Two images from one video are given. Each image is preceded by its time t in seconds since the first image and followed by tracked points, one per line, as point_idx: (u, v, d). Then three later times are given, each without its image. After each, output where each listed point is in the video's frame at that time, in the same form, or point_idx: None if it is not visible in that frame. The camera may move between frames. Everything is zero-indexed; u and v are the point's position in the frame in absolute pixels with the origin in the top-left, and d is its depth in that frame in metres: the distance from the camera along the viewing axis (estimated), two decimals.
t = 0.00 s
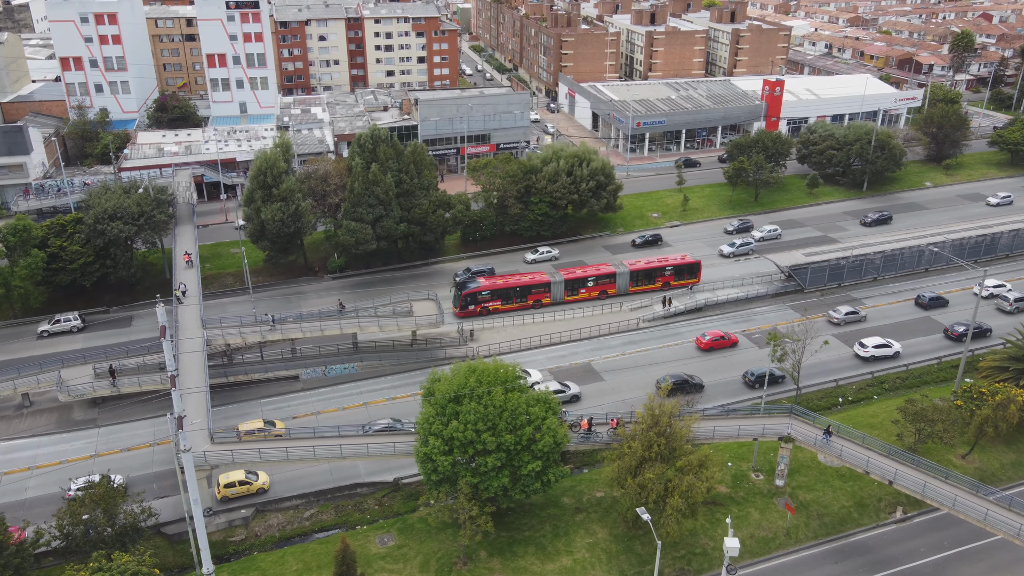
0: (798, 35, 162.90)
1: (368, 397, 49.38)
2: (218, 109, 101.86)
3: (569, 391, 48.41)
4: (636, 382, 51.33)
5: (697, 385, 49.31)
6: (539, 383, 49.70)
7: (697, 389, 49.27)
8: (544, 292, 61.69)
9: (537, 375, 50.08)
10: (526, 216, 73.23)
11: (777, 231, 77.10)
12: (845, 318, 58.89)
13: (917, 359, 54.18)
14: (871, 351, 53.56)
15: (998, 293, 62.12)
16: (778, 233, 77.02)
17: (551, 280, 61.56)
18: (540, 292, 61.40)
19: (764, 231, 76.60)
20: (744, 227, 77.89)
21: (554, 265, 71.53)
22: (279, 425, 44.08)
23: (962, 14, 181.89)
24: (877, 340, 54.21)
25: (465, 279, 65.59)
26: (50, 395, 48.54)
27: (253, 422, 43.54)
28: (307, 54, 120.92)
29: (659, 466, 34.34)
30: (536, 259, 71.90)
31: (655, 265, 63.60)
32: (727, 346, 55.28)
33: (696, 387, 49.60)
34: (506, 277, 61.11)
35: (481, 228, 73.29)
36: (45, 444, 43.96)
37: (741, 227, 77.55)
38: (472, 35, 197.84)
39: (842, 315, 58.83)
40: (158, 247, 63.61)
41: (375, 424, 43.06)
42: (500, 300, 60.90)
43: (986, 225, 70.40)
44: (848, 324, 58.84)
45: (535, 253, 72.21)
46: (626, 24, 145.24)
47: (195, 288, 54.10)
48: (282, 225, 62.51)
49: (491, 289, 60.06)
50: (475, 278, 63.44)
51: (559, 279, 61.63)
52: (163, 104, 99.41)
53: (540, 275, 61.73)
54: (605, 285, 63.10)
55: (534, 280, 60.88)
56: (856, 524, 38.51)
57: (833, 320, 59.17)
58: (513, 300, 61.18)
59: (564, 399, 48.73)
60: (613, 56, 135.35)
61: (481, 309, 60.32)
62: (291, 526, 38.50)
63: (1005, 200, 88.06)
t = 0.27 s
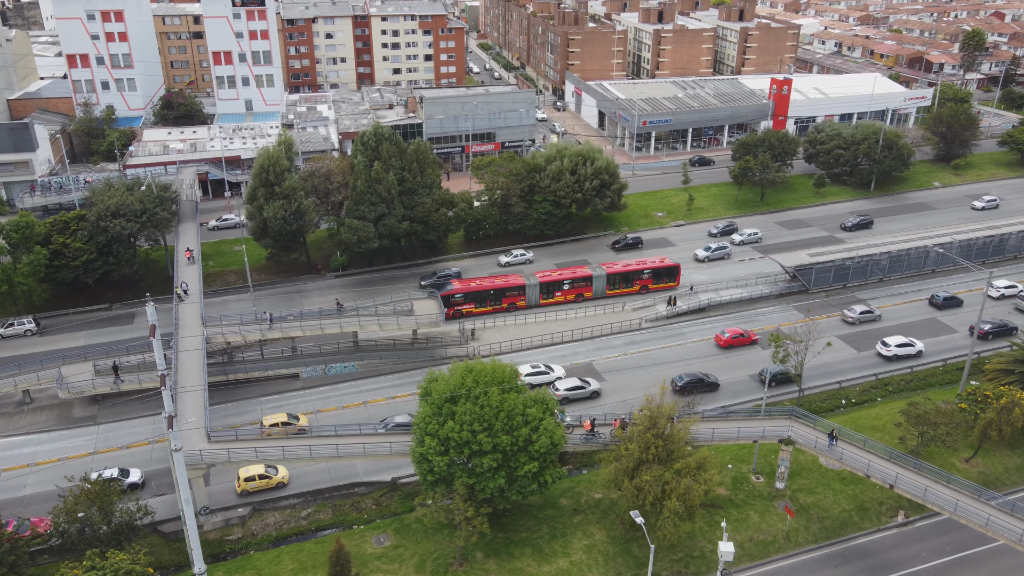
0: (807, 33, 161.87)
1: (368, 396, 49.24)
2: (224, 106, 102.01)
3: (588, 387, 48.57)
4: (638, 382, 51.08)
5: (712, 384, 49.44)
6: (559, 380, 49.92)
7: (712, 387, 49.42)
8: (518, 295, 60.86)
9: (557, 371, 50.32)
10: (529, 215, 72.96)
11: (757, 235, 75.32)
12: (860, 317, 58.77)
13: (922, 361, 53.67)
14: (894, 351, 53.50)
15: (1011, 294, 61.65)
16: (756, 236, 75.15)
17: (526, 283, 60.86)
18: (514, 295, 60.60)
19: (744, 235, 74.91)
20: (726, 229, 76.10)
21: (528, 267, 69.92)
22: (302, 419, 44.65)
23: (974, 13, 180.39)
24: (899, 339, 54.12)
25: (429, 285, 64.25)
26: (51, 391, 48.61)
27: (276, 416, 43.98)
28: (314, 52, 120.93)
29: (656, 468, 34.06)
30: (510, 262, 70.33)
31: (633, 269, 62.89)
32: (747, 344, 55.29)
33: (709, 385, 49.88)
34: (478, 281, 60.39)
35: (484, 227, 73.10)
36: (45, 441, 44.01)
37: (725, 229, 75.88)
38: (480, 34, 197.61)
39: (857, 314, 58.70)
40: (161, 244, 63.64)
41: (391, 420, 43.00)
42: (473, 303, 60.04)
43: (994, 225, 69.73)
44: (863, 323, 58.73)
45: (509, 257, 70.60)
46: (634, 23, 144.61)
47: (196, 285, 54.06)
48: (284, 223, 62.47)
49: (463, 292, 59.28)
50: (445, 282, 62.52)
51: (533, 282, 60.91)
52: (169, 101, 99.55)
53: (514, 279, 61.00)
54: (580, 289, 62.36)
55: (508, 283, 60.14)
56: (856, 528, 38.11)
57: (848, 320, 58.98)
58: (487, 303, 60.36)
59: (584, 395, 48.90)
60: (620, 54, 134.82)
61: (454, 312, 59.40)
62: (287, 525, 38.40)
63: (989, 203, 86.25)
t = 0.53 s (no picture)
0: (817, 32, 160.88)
1: (367, 395, 49.10)
2: (230, 104, 102.10)
3: (610, 383, 48.72)
4: (639, 383, 50.74)
5: (728, 383, 49.42)
6: (581, 375, 50.16)
7: (727, 387, 49.36)
8: (491, 299, 60.23)
9: (580, 367, 50.62)
10: (533, 214, 72.65)
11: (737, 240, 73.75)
12: (875, 317, 58.49)
13: (928, 363, 53.10)
14: (918, 350, 53.26)
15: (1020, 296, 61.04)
16: (736, 241, 73.72)
17: (500, 287, 60.22)
18: (488, 299, 60.00)
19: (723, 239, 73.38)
20: (709, 232, 74.71)
21: (501, 271, 68.45)
22: (325, 414, 45.46)
23: (986, 12, 178.84)
24: (922, 338, 53.92)
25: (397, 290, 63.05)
26: (51, 388, 48.68)
27: (298, 411, 44.87)
28: (320, 50, 120.97)
29: (654, 470, 33.78)
30: (482, 265, 68.92)
31: (610, 271, 62.21)
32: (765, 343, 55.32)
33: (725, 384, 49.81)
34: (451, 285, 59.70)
35: (488, 226, 72.88)
36: (44, 438, 44.04)
37: (707, 232, 74.53)
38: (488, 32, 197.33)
39: (871, 314, 58.43)
40: (164, 242, 63.72)
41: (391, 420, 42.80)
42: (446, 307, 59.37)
43: (1003, 227, 69.00)
44: (878, 323, 58.49)
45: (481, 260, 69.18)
46: (641, 21, 144.00)
47: (197, 283, 54.01)
48: (286, 221, 62.39)
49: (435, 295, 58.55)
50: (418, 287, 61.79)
51: (507, 286, 60.27)
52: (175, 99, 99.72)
53: (488, 282, 60.33)
54: (556, 292, 61.60)
55: (481, 287, 59.44)
56: (857, 532, 37.70)
57: (862, 319, 58.77)
58: (460, 307, 59.65)
59: (605, 392, 48.91)
60: (627, 53, 134.29)
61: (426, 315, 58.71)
62: (284, 524, 38.31)
63: (973, 208, 84.31)
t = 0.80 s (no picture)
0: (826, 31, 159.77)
1: (367, 395, 48.93)
2: (236, 102, 102.14)
3: (632, 379, 48.83)
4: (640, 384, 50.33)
5: (744, 382, 49.15)
6: (604, 372, 50.28)
7: (743, 387, 49.14)
8: (464, 301, 59.18)
9: (604, 363, 50.74)
10: (536, 213, 72.35)
11: (715, 243, 72.34)
12: (889, 317, 58.22)
13: (933, 366, 52.54)
14: (942, 350, 53.03)
15: None
16: (715, 244, 72.25)
17: (472, 289, 59.21)
18: (459, 301, 59.00)
19: (701, 242, 71.91)
20: (690, 235, 73.41)
21: (474, 275, 67.07)
22: (347, 409, 45.63)
23: (999, 11, 177.20)
24: (947, 338, 53.70)
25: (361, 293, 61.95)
26: (52, 386, 48.73)
27: (322, 406, 45.15)
28: (327, 47, 120.90)
29: (650, 473, 33.49)
30: (454, 269, 67.50)
31: (586, 274, 61.42)
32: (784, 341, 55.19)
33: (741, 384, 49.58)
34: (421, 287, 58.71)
35: (492, 225, 72.76)
36: (43, 435, 44.08)
37: (688, 234, 73.28)
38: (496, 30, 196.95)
39: (886, 314, 58.15)
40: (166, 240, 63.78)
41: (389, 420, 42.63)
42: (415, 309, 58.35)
43: (1012, 228, 68.23)
44: (893, 323, 58.19)
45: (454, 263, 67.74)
46: (650, 19, 143.28)
47: (198, 281, 53.90)
48: (288, 219, 62.27)
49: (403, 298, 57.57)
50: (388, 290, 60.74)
51: (479, 288, 59.28)
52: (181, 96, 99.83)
53: (460, 284, 59.34)
54: (530, 295, 60.65)
55: (451, 289, 58.45)
56: (858, 537, 37.29)
57: (876, 319, 58.50)
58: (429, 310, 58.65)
59: (627, 388, 49.00)
60: (635, 52, 133.64)
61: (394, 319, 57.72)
62: (280, 524, 38.19)
63: (956, 212, 82.60)
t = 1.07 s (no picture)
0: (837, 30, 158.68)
1: (366, 394, 48.77)
2: (242, 100, 102.22)
3: (654, 376, 48.97)
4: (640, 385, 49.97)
5: (760, 382, 48.96)
6: (627, 368, 50.56)
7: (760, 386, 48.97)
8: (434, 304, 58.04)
9: (627, 360, 51.00)
10: (540, 212, 72.05)
11: (693, 247, 71.09)
12: (904, 317, 57.85)
13: (938, 369, 51.97)
14: (966, 351, 52.56)
15: None
16: (692, 249, 71.09)
17: (444, 291, 58.00)
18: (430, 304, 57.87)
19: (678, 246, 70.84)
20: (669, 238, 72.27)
21: (446, 278, 65.79)
22: (371, 404, 45.97)
23: (1012, 10, 175.48)
24: (971, 338, 53.21)
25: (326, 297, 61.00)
26: (52, 382, 48.80)
27: (345, 401, 45.43)
28: (335, 46, 120.91)
29: (648, 475, 33.23)
30: (425, 272, 66.27)
31: (561, 277, 60.29)
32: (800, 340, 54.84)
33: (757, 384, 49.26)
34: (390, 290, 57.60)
35: (495, 223, 73.10)
36: (42, 432, 44.12)
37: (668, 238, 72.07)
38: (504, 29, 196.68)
39: (901, 315, 57.82)
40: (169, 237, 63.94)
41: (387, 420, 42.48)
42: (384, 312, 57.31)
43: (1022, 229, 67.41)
44: (907, 324, 57.85)
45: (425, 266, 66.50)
46: (658, 18, 142.61)
47: (199, 279, 53.84)
48: (290, 217, 62.21)
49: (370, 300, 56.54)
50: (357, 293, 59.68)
51: (451, 291, 58.07)
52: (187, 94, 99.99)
53: (431, 287, 58.17)
54: (503, 298, 59.51)
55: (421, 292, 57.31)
56: (859, 541, 36.87)
57: (891, 320, 58.20)
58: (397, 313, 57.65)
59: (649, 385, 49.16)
60: (642, 51, 133.10)
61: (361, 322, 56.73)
62: (277, 523, 38.07)
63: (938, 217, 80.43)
